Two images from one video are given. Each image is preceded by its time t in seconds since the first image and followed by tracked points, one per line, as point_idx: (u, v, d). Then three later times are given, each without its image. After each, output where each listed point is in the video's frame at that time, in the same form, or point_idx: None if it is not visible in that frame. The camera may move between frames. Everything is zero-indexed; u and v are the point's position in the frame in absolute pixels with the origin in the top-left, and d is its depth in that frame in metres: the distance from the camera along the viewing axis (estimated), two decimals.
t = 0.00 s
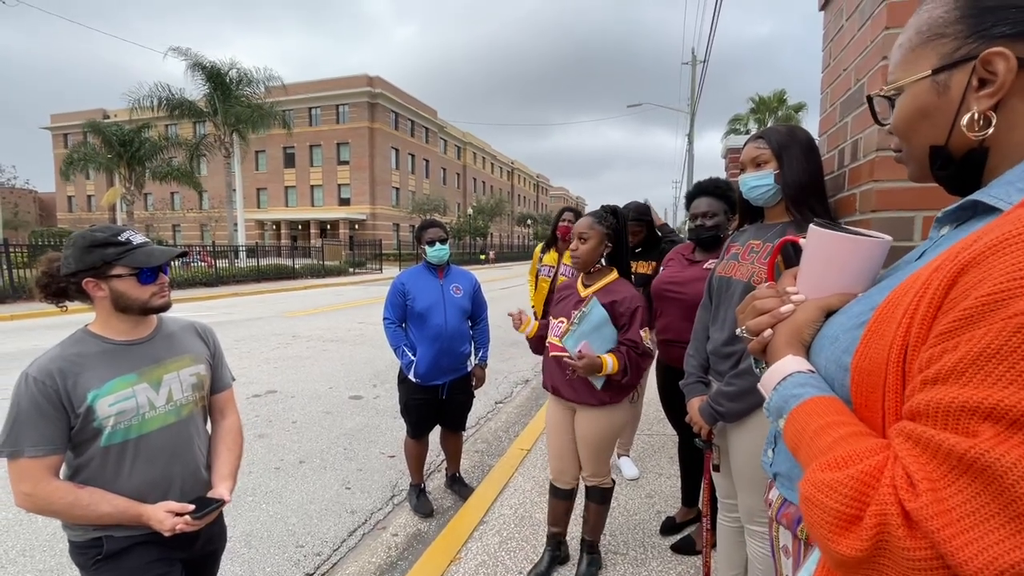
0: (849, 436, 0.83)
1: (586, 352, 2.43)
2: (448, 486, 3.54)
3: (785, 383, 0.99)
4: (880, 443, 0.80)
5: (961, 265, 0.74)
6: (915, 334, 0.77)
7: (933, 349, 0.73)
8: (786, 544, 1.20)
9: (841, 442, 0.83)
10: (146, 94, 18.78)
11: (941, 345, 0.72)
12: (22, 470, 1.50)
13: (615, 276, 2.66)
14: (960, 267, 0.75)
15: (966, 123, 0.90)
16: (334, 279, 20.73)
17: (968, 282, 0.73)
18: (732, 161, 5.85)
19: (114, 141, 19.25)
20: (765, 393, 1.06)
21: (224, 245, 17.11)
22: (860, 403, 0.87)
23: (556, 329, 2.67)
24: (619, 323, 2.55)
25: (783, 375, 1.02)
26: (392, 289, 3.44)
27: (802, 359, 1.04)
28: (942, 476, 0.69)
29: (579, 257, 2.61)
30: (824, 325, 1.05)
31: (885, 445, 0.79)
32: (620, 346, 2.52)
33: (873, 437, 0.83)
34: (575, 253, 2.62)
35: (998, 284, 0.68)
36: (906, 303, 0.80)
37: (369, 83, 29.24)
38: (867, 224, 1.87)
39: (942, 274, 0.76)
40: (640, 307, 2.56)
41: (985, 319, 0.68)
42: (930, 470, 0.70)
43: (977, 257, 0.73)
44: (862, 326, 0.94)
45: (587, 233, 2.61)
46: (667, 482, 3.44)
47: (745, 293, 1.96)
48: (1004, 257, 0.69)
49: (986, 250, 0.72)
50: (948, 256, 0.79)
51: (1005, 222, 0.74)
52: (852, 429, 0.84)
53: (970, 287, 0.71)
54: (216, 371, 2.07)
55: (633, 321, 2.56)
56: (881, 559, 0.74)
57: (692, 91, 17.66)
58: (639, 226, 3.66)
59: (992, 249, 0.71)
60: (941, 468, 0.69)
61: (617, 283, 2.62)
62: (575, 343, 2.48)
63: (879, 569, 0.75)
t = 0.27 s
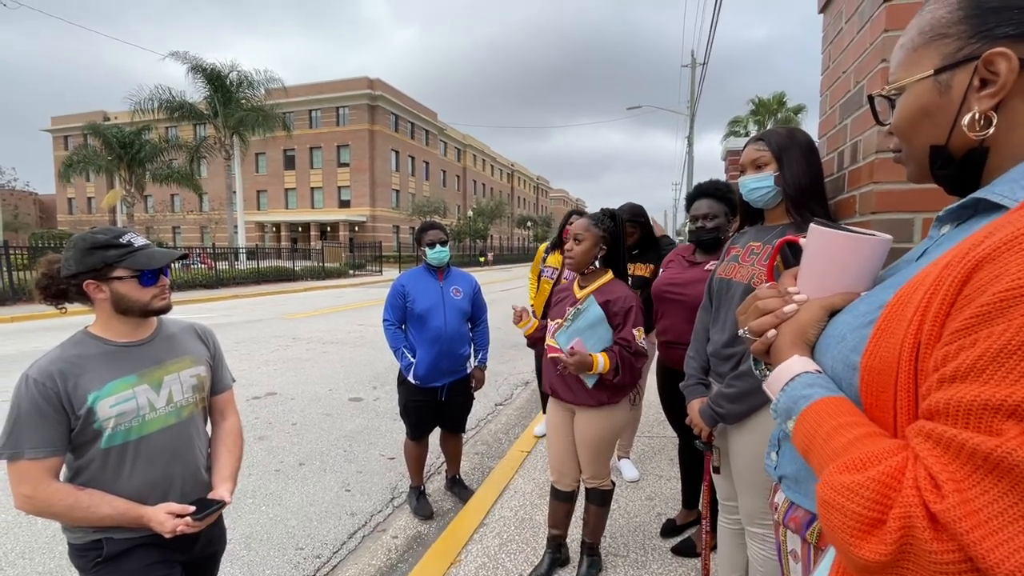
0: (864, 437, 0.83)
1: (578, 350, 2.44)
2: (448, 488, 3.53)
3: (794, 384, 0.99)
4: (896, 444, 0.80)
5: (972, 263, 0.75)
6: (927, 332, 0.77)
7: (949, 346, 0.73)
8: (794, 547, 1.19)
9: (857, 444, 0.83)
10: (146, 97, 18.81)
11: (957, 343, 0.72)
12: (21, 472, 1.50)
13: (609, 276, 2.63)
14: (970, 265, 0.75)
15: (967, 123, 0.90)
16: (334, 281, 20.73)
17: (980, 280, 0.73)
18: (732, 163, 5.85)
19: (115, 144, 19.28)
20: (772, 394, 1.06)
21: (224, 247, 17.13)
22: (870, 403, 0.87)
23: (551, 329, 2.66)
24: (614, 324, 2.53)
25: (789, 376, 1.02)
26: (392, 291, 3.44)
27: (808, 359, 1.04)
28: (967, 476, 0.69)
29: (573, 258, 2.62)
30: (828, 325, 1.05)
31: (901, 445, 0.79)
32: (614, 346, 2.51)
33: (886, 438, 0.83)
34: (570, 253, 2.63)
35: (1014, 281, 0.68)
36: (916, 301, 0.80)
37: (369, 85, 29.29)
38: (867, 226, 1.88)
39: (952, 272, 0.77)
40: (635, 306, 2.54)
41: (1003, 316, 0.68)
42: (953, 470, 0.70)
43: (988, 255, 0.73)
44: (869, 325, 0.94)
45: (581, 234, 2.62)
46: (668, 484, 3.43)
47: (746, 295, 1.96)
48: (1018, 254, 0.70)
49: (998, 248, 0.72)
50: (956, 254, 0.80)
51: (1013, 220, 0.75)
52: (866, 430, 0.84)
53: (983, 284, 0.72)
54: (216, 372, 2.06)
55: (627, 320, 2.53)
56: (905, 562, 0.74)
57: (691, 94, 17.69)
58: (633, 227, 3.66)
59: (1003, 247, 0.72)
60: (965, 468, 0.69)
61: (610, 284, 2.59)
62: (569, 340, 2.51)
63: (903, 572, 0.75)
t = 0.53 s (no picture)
0: (868, 442, 0.83)
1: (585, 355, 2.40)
2: (447, 490, 3.53)
3: (794, 390, 1.00)
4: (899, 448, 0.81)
5: (974, 268, 0.75)
6: (930, 337, 0.78)
7: (952, 351, 0.74)
8: (795, 548, 1.20)
9: (860, 449, 0.83)
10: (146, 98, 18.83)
11: (960, 348, 0.73)
12: (20, 474, 1.50)
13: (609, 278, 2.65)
14: (972, 270, 0.76)
15: (968, 128, 0.91)
16: (333, 282, 20.74)
17: (982, 286, 0.74)
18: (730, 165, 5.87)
19: (114, 145, 19.28)
20: (773, 398, 1.07)
21: (222, 248, 17.13)
22: (873, 407, 0.88)
23: (553, 335, 2.67)
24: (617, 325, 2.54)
25: (789, 381, 1.02)
26: (391, 293, 3.44)
27: (808, 363, 1.04)
28: (971, 482, 0.70)
29: (571, 260, 2.62)
30: (828, 329, 1.06)
31: (904, 450, 0.80)
32: (617, 349, 2.52)
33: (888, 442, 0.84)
34: (568, 256, 2.63)
35: (1016, 287, 0.69)
36: (918, 306, 0.81)
37: (369, 87, 29.31)
38: (865, 228, 1.88)
39: (954, 278, 0.77)
40: (636, 307, 2.56)
41: (1006, 322, 0.69)
42: (957, 476, 0.71)
43: (990, 261, 0.74)
44: (870, 329, 0.94)
45: (580, 236, 2.63)
46: (667, 486, 3.44)
47: (745, 297, 1.97)
48: (1020, 260, 0.70)
49: (999, 254, 0.73)
50: (958, 259, 0.80)
51: (1013, 226, 0.76)
52: (870, 435, 0.84)
53: (986, 290, 0.72)
54: (215, 374, 2.06)
55: (630, 320, 2.55)
56: (910, 567, 0.75)
57: (689, 96, 17.74)
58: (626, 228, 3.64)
59: (1005, 253, 0.73)
60: (969, 474, 0.70)
61: (611, 286, 2.61)
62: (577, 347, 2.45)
63: None
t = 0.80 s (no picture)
0: (855, 440, 0.84)
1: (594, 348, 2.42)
2: (445, 491, 3.53)
3: (787, 390, 1.01)
4: (885, 446, 0.81)
5: (960, 268, 0.76)
6: (916, 336, 0.79)
7: (935, 350, 0.75)
8: (790, 547, 1.21)
9: (847, 447, 0.84)
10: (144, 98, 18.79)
11: (943, 346, 0.73)
12: (16, 474, 1.50)
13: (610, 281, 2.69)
14: (959, 270, 0.76)
15: (962, 132, 0.92)
16: (331, 283, 20.72)
17: (967, 285, 0.74)
18: (728, 167, 5.89)
19: (111, 145, 19.24)
20: (768, 398, 1.07)
21: (220, 249, 17.10)
22: (864, 407, 0.89)
23: (555, 336, 2.66)
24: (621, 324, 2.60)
25: (784, 382, 1.03)
26: (390, 294, 3.44)
27: (803, 364, 1.05)
28: (949, 478, 0.70)
29: (576, 261, 2.62)
30: (823, 330, 1.07)
31: (890, 448, 0.80)
32: (623, 346, 2.58)
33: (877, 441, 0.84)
34: (572, 257, 2.63)
35: (997, 287, 0.70)
36: (906, 307, 0.82)
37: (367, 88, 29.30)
38: (862, 230, 1.89)
39: (941, 277, 0.78)
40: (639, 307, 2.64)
41: (986, 321, 0.69)
42: (937, 472, 0.72)
43: (975, 261, 0.75)
44: (863, 330, 0.95)
45: (585, 238, 2.64)
46: (665, 487, 3.44)
47: (742, 299, 1.98)
48: (1002, 260, 0.71)
49: (984, 254, 0.74)
50: (946, 259, 0.81)
51: (999, 226, 0.76)
52: (858, 433, 0.85)
53: (969, 290, 0.73)
54: (213, 375, 2.06)
55: (633, 321, 2.62)
56: (892, 562, 0.75)
57: (688, 98, 17.81)
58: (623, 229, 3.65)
59: (989, 253, 0.73)
60: (948, 470, 0.71)
61: (615, 287, 2.65)
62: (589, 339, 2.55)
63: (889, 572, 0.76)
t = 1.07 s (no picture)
0: (845, 437, 0.85)
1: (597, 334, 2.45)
2: (443, 491, 3.53)
3: (782, 388, 1.01)
4: (874, 444, 0.82)
5: (950, 268, 0.76)
6: (905, 335, 0.79)
7: (922, 349, 0.75)
8: (786, 544, 1.21)
9: (836, 443, 0.85)
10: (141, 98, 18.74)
11: (930, 345, 0.74)
12: (10, 475, 1.50)
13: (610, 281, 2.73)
14: (950, 269, 0.77)
15: (957, 132, 0.92)
16: (329, 283, 20.69)
17: (954, 285, 0.74)
18: (727, 167, 5.91)
19: (108, 145, 19.18)
20: (763, 397, 1.08)
21: (218, 249, 17.05)
22: (857, 406, 0.89)
23: (556, 337, 2.65)
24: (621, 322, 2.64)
25: (778, 381, 1.04)
26: (388, 294, 3.43)
27: (798, 363, 1.06)
28: (930, 474, 0.71)
29: (581, 261, 2.62)
30: (819, 330, 1.07)
31: (879, 446, 0.81)
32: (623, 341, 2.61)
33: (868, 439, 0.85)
34: (577, 256, 2.62)
35: (982, 286, 0.70)
36: (898, 306, 0.82)
37: (366, 88, 29.27)
38: (859, 231, 1.90)
39: (931, 277, 0.78)
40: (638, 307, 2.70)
41: (970, 320, 0.70)
42: (919, 468, 0.72)
43: (964, 261, 0.75)
44: (857, 329, 0.96)
45: (589, 238, 2.64)
46: (663, 487, 3.45)
47: (740, 299, 1.99)
48: (988, 259, 0.71)
49: (973, 253, 0.74)
50: (938, 259, 0.81)
51: (990, 226, 0.76)
52: (848, 431, 0.86)
53: (956, 289, 0.73)
54: (210, 374, 2.06)
55: (633, 320, 2.67)
56: (874, 556, 0.76)
57: (686, 100, 17.84)
58: (621, 230, 3.66)
59: (977, 253, 0.73)
60: (929, 466, 0.71)
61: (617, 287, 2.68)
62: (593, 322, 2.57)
63: (874, 566, 0.77)
